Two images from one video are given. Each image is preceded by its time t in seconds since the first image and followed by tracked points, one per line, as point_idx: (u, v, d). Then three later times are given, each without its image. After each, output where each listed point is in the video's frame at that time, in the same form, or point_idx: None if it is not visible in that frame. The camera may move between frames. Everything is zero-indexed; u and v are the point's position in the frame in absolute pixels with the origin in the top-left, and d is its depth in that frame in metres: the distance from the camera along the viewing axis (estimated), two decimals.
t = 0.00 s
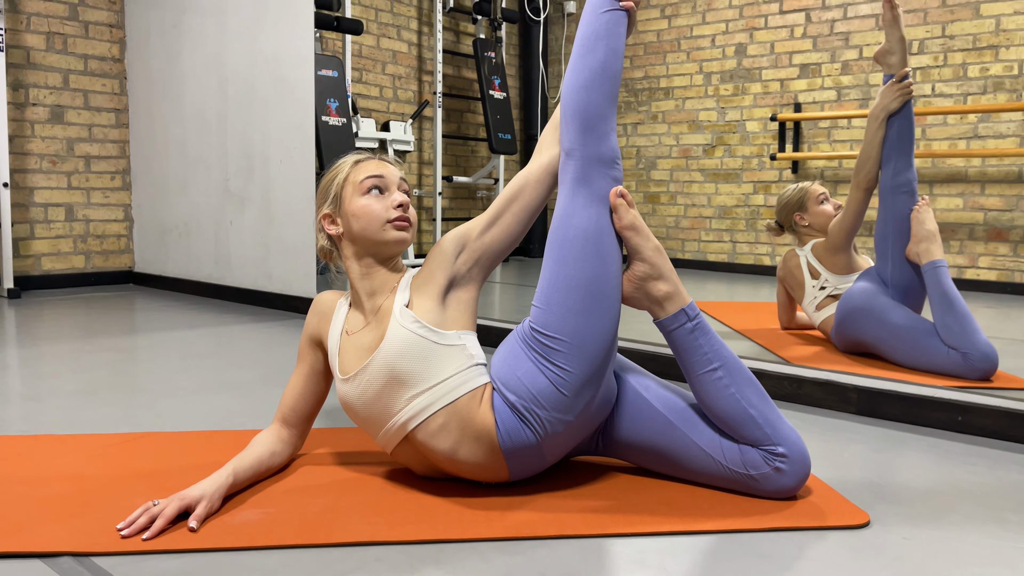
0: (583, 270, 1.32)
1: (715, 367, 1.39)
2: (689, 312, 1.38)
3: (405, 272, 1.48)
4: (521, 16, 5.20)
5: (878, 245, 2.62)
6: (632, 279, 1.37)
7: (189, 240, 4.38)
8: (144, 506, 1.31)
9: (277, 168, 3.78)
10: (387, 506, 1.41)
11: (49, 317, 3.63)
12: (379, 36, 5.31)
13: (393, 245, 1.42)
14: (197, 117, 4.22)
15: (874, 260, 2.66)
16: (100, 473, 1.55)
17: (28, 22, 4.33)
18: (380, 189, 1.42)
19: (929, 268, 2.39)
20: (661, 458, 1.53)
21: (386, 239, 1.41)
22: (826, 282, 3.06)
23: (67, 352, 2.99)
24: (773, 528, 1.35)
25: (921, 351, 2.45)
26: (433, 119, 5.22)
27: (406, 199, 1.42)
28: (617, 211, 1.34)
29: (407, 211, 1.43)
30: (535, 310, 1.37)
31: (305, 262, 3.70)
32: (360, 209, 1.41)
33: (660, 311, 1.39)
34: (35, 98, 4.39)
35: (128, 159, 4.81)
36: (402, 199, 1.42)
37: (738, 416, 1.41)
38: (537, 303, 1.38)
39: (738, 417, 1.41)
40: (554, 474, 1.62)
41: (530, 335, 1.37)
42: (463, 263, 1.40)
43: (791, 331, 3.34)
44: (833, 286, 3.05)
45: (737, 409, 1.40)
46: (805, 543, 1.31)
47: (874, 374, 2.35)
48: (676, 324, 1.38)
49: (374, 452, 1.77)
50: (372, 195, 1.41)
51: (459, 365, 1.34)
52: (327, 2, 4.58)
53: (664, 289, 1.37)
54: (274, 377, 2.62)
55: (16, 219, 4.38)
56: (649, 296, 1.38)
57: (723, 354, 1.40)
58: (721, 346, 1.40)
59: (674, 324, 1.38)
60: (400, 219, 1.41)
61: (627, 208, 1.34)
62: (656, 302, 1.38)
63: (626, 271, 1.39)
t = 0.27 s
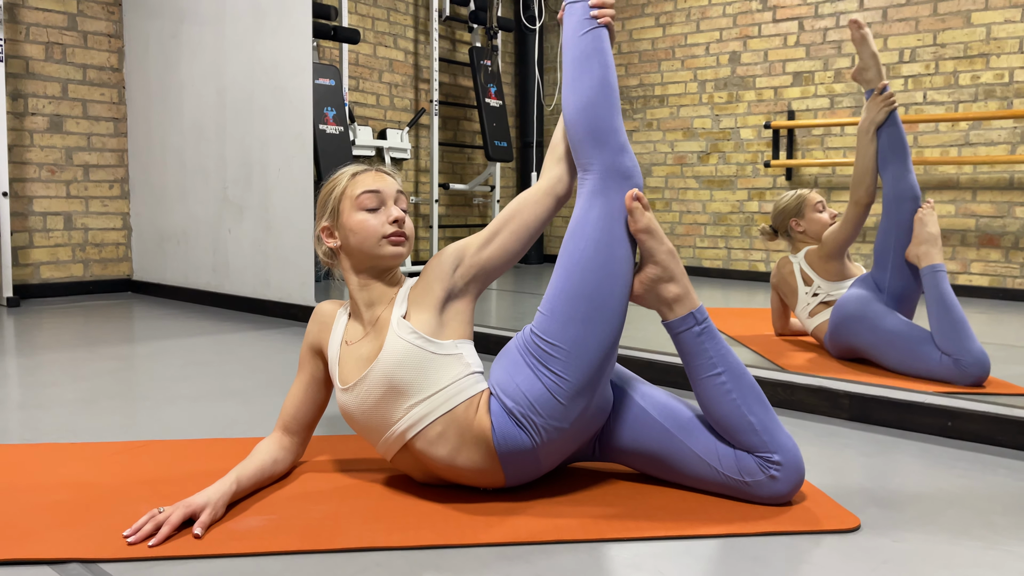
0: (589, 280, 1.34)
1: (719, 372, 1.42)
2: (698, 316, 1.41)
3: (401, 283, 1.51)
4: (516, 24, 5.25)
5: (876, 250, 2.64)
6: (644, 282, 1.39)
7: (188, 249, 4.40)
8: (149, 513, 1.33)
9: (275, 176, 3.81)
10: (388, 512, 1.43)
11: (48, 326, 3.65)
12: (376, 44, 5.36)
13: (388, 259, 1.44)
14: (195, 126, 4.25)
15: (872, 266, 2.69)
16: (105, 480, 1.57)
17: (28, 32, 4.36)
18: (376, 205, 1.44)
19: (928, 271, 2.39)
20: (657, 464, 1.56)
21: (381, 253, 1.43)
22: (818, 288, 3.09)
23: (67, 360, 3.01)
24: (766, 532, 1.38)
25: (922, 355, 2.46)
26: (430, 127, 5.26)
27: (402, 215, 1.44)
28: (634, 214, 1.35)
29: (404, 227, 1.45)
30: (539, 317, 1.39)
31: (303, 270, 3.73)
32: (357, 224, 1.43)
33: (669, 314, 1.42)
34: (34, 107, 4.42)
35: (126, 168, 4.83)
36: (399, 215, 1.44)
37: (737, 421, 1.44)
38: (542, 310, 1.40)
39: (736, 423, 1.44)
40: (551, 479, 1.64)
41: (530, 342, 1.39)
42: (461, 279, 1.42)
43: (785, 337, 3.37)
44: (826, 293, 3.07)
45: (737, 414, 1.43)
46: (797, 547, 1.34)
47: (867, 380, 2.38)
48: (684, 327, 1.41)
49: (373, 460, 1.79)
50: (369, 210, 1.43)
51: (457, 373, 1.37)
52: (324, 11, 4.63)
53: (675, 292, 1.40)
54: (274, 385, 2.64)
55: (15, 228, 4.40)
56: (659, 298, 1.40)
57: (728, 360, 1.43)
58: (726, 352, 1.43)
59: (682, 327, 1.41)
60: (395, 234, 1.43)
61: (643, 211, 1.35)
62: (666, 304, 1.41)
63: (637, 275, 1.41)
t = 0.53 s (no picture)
0: (609, 298, 1.34)
1: (743, 362, 1.46)
2: (738, 306, 1.47)
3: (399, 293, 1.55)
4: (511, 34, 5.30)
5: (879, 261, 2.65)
6: (700, 259, 1.49)
7: (186, 257, 4.43)
8: (154, 521, 1.36)
9: (273, 186, 3.84)
10: (388, 518, 1.46)
11: (47, 334, 3.67)
12: (373, 54, 5.39)
13: (386, 280, 1.48)
14: (193, 136, 4.28)
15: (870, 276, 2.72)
16: (109, 489, 1.60)
17: (27, 43, 4.39)
18: (373, 227, 1.45)
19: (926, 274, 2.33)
20: (651, 465, 1.59)
21: (381, 276, 1.46)
22: (808, 296, 3.14)
23: (68, 370, 3.03)
24: (757, 537, 1.41)
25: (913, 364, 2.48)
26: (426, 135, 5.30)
27: (399, 237, 1.46)
28: (709, 194, 1.47)
29: (400, 248, 1.47)
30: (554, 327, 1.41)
31: (300, 279, 3.76)
32: (356, 248, 1.44)
33: (711, 296, 1.47)
34: (34, 117, 4.45)
35: (125, 177, 4.87)
36: (396, 238, 1.46)
37: (746, 415, 1.47)
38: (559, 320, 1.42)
39: (745, 416, 1.47)
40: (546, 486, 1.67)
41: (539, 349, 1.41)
42: (466, 307, 1.48)
43: (778, 344, 3.41)
44: (815, 300, 3.12)
45: (748, 407, 1.46)
46: (786, 552, 1.37)
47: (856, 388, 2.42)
48: (724, 313, 1.47)
49: (372, 467, 1.82)
50: (366, 233, 1.45)
51: (458, 380, 1.42)
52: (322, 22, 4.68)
53: (724, 274, 1.47)
54: (274, 393, 2.67)
55: (14, 238, 4.42)
56: (708, 278, 1.48)
57: (752, 353, 1.47)
58: (752, 346, 1.48)
59: (723, 312, 1.47)
60: (393, 257, 1.46)
61: (718, 193, 1.48)
62: (713, 285, 1.47)
63: (695, 249, 1.51)
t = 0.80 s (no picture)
0: (660, 347, 1.36)
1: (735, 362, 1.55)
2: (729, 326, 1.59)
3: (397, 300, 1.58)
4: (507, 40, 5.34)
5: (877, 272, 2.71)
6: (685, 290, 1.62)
7: (185, 263, 4.45)
8: (158, 521, 1.38)
9: (271, 192, 3.87)
10: (387, 519, 1.49)
11: (46, 339, 3.68)
12: (370, 60, 5.43)
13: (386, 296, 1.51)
14: (192, 142, 4.31)
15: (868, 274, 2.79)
16: (113, 491, 1.63)
17: (27, 50, 4.42)
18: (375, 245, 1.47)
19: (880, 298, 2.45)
20: (646, 460, 1.60)
21: (380, 293, 1.49)
22: (801, 302, 3.16)
23: (67, 375, 3.05)
24: (748, 536, 1.44)
25: (902, 369, 2.54)
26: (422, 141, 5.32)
27: (400, 256, 1.48)
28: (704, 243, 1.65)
29: (400, 265, 1.50)
30: (580, 339, 1.39)
31: (298, 284, 3.79)
32: (356, 267, 1.46)
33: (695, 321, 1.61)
34: (33, 124, 4.47)
35: (124, 183, 4.90)
36: (396, 256, 1.48)
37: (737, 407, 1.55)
38: (584, 335, 1.40)
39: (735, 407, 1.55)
40: (542, 487, 1.70)
41: (553, 358, 1.40)
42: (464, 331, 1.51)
43: (772, 348, 3.44)
44: (807, 306, 3.14)
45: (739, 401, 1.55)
46: (777, 550, 1.40)
47: (847, 392, 2.46)
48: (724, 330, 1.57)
49: (371, 470, 1.85)
50: (367, 251, 1.47)
51: (456, 385, 1.45)
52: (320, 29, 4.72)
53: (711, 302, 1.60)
54: (273, 397, 2.70)
55: (13, 243, 4.44)
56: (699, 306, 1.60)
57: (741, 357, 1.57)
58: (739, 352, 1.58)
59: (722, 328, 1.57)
60: (393, 274, 1.49)
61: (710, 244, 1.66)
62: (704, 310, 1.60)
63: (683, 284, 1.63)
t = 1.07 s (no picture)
0: (685, 388, 1.49)
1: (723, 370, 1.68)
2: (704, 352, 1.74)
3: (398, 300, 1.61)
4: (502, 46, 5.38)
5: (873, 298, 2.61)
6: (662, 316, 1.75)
7: (181, 266, 4.47)
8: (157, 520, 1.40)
9: (268, 196, 3.89)
10: (383, 520, 1.51)
11: (43, 343, 3.69)
12: (366, 66, 5.47)
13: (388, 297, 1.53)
14: (189, 147, 4.33)
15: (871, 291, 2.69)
16: (113, 493, 1.64)
17: (24, 55, 4.43)
18: (377, 248, 1.49)
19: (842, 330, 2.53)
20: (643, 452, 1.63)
21: (382, 295, 1.52)
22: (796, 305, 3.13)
23: (64, 378, 3.06)
24: (739, 535, 1.47)
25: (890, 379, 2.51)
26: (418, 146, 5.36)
27: (402, 258, 1.50)
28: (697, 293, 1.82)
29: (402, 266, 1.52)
30: (619, 362, 1.50)
31: (295, 288, 3.81)
32: (359, 269, 1.49)
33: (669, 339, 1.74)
34: (30, 128, 4.48)
35: (120, 187, 4.92)
36: (398, 258, 1.50)
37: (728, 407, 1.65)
38: (629, 350, 1.52)
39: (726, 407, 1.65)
40: (536, 488, 1.73)
41: (589, 359, 1.49)
42: (466, 331, 1.59)
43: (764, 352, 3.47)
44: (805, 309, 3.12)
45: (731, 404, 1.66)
46: (767, 549, 1.43)
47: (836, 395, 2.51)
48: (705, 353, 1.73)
49: (367, 472, 1.87)
50: (370, 254, 1.49)
51: (464, 382, 1.48)
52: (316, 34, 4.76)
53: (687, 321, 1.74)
54: (270, 400, 2.72)
55: (10, 247, 4.45)
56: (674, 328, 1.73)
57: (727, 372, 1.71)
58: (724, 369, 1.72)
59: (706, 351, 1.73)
60: (395, 276, 1.51)
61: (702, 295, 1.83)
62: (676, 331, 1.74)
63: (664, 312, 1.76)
